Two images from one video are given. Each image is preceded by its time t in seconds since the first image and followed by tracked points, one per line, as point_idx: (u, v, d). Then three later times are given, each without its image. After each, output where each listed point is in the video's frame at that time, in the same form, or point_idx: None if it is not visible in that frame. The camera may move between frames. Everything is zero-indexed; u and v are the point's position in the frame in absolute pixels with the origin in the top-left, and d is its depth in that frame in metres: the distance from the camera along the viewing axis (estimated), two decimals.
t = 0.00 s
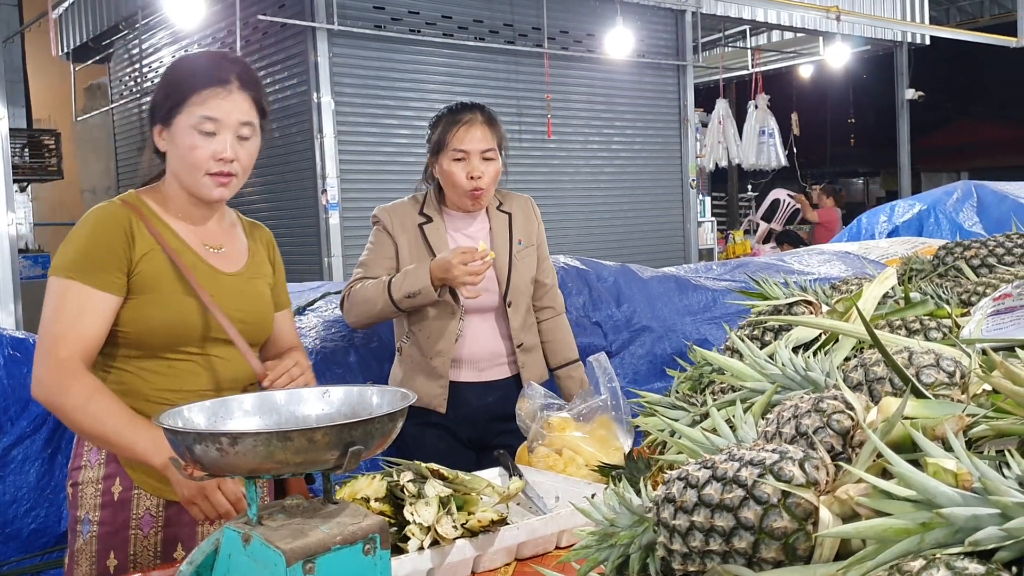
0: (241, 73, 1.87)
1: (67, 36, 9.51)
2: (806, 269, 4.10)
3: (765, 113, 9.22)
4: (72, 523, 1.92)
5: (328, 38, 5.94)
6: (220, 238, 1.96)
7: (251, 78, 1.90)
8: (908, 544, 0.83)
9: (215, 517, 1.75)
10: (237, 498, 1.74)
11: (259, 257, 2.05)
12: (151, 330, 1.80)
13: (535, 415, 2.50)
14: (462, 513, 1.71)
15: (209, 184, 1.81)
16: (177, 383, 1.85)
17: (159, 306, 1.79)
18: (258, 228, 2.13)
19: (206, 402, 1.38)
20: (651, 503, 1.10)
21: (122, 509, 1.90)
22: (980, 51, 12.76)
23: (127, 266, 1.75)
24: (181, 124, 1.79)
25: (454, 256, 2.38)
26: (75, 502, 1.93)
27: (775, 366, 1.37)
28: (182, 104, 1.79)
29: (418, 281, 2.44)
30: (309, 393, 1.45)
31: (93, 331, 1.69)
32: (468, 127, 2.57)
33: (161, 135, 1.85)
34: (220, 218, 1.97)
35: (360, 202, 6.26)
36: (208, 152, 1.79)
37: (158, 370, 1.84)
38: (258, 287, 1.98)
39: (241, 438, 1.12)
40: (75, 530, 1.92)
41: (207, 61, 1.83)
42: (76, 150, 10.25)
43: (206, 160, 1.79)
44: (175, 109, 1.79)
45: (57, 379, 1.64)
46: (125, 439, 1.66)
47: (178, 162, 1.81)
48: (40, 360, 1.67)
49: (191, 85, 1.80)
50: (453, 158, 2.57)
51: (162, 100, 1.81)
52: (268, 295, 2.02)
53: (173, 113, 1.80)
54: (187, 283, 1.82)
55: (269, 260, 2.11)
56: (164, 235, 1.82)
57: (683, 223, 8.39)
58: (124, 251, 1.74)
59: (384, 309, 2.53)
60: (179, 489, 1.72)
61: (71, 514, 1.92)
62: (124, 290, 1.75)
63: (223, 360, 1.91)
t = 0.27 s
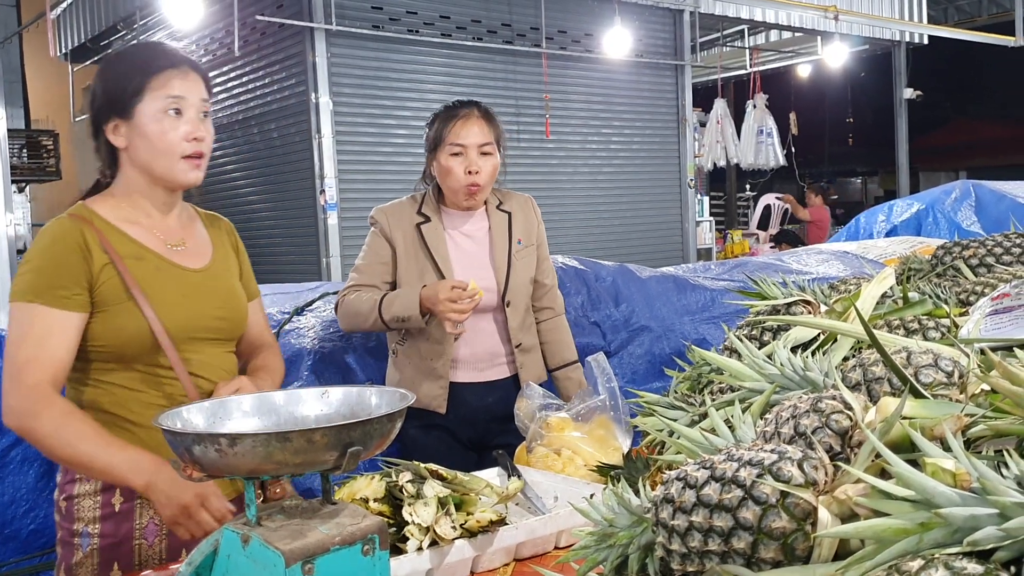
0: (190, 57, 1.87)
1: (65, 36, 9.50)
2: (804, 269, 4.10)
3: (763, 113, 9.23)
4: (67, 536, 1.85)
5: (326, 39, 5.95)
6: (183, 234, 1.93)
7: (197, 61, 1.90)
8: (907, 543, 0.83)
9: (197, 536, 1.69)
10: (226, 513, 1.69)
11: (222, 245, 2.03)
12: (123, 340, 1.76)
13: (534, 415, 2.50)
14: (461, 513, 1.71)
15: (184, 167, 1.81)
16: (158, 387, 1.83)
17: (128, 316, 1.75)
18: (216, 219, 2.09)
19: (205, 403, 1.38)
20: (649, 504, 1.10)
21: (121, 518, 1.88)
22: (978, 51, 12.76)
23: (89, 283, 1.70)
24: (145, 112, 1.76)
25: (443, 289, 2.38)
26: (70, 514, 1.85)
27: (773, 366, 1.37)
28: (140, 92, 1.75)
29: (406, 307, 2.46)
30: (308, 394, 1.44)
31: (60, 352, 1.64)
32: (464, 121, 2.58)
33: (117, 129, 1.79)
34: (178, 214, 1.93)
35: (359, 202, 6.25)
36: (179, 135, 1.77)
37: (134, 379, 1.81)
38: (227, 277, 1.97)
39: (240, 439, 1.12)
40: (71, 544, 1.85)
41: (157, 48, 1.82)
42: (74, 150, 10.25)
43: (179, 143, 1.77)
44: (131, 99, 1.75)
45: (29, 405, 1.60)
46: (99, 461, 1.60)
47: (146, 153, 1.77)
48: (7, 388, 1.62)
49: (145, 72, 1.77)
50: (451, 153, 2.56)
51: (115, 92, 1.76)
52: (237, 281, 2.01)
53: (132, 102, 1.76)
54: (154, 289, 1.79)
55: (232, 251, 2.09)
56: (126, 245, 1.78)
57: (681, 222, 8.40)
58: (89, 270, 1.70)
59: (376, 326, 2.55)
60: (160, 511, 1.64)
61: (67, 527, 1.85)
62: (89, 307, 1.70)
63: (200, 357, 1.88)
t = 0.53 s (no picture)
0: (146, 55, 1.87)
1: (64, 37, 9.50)
2: (803, 269, 4.10)
3: (762, 113, 9.24)
4: (45, 547, 1.81)
5: (324, 39, 5.95)
6: (151, 238, 1.91)
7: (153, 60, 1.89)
8: (905, 543, 0.83)
9: (145, 568, 1.72)
10: (172, 549, 1.72)
11: (190, 248, 2.01)
12: (89, 351, 1.74)
13: (533, 415, 2.50)
14: (460, 513, 1.71)
15: (149, 165, 1.79)
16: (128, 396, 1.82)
17: (93, 326, 1.74)
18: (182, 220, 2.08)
19: (205, 404, 1.38)
20: (648, 503, 1.11)
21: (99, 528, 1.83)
22: (976, 50, 12.77)
23: (52, 293, 1.68)
24: (105, 112, 1.74)
25: (430, 309, 2.38)
26: (48, 526, 1.80)
27: (772, 366, 1.37)
28: (98, 92, 1.74)
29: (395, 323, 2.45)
30: (307, 394, 1.44)
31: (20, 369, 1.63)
32: (469, 119, 2.59)
33: (78, 132, 1.77)
34: (144, 215, 1.91)
35: (357, 203, 6.25)
36: (141, 133, 1.76)
37: (104, 388, 1.80)
38: (198, 279, 1.95)
39: (240, 439, 1.12)
40: (51, 556, 1.81)
41: (111, 47, 1.81)
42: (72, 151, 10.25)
43: (141, 141, 1.76)
44: (88, 100, 1.73)
45: None
46: (54, 485, 1.61)
47: (107, 154, 1.75)
48: None
49: (100, 72, 1.75)
50: (458, 150, 2.56)
51: (70, 94, 1.74)
52: (209, 283, 1.99)
53: (91, 103, 1.74)
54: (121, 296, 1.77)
55: (201, 253, 2.07)
56: (93, 252, 1.75)
57: (679, 222, 8.40)
58: (51, 282, 1.67)
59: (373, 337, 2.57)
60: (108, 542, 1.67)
61: (46, 538, 1.80)
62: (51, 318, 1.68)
63: (172, 362, 1.87)
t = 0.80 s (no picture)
0: (114, 55, 1.90)
1: (63, 37, 9.49)
2: (802, 269, 4.11)
3: (760, 113, 9.24)
4: (18, 558, 1.85)
5: (323, 40, 5.95)
6: (120, 241, 1.96)
7: (122, 59, 1.92)
8: (908, 543, 0.83)
9: None
10: (142, 558, 1.70)
11: (162, 251, 2.06)
12: (57, 357, 1.79)
13: (533, 415, 2.50)
14: (462, 514, 1.72)
15: (118, 167, 1.82)
16: (99, 401, 1.87)
17: (60, 333, 1.78)
18: (156, 222, 2.13)
19: (208, 404, 1.38)
20: (652, 504, 1.11)
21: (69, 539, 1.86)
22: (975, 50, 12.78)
23: (15, 301, 1.72)
24: (73, 113, 1.78)
25: (440, 322, 2.40)
26: (19, 536, 1.84)
27: (773, 366, 1.38)
28: (66, 93, 1.77)
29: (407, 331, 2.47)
30: (309, 394, 1.44)
31: None
32: (479, 117, 2.60)
33: (45, 134, 1.80)
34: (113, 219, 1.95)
35: (357, 203, 6.25)
36: (110, 134, 1.79)
37: (74, 394, 1.85)
38: (169, 282, 2.00)
39: (244, 440, 1.12)
40: (24, 565, 1.85)
41: (78, 48, 1.84)
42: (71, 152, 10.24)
43: (110, 142, 1.80)
44: (57, 102, 1.77)
45: None
46: (21, 495, 1.62)
47: (75, 156, 1.79)
48: None
49: (68, 74, 1.79)
50: (470, 148, 2.56)
51: (37, 96, 1.78)
52: (181, 286, 2.04)
53: (59, 105, 1.77)
54: (89, 301, 1.82)
55: (175, 257, 2.12)
56: (59, 257, 1.80)
57: (679, 222, 8.40)
58: (15, 290, 1.72)
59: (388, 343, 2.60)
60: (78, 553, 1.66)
61: (18, 549, 1.84)
62: (17, 326, 1.73)
63: (143, 367, 1.92)
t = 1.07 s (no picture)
0: (91, 57, 1.90)
1: (63, 37, 9.49)
2: (802, 269, 4.11)
3: (760, 113, 9.25)
4: (8, 565, 1.85)
5: (323, 40, 5.95)
6: (97, 242, 1.96)
7: (99, 61, 1.92)
8: (910, 542, 0.83)
9: None
10: (122, 568, 1.75)
11: (142, 251, 2.06)
12: (38, 362, 1.79)
13: (534, 415, 2.50)
14: (463, 514, 1.73)
15: (96, 170, 1.83)
16: (83, 405, 1.87)
17: (39, 337, 1.78)
18: (134, 222, 2.13)
19: (211, 404, 1.39)
20: (654, 503, 1.11)
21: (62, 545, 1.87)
22: (974, 51, 12.79)
23: None
24: (50, 114, 1.78)
25: (453, 318, 2.39)
26: (8, 544, 1.84)
27: (775, 366, 1.38)
28: (43, 95, 1.77)
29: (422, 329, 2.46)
30: (311, 394, 1.44)
31: None
32: (497, 117, 2.59)
33: (21, 135, 1.80)
34: (87, 220, 1.95)
35: (357, 203, 6.25)
36: (88, 137, 1.80)
37: (58, 398, 1.85)
38: (150, 281, 2.00)
39: (247, 439, 1.12)
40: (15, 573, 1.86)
41: (55, 49, 1.84)
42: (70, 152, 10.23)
43: (88, 145, 1.80)
44: (32, 103, 1.77)
45: None
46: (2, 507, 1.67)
47: (51, 158, 1.79)
48: None
49: (44, 76, 1.79)
50: (488, 148, 2.56)
51: (12, 97, 1.77)
52: (162, 284, 2.04)
53: (36, 107, 1.77)
54: (69, 304, 1.82)
55: (155, 256, 2.12)
56: (36, 260, 1.80)
57: (678, 222, 8.41)
58: None
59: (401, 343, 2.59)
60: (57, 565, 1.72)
61: (8, 556, 1.85)
62: None
63: (126, 369, 1.93)
